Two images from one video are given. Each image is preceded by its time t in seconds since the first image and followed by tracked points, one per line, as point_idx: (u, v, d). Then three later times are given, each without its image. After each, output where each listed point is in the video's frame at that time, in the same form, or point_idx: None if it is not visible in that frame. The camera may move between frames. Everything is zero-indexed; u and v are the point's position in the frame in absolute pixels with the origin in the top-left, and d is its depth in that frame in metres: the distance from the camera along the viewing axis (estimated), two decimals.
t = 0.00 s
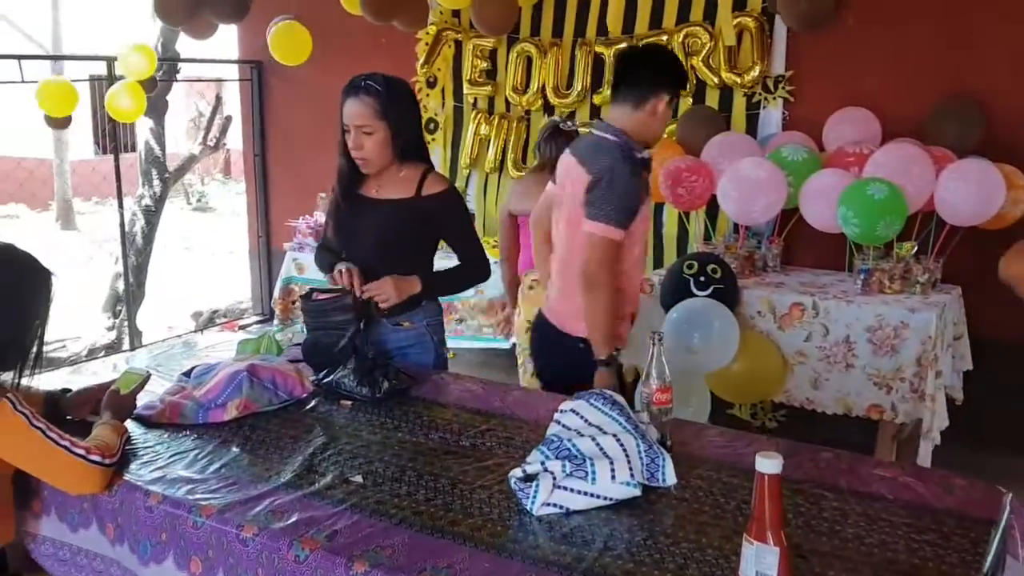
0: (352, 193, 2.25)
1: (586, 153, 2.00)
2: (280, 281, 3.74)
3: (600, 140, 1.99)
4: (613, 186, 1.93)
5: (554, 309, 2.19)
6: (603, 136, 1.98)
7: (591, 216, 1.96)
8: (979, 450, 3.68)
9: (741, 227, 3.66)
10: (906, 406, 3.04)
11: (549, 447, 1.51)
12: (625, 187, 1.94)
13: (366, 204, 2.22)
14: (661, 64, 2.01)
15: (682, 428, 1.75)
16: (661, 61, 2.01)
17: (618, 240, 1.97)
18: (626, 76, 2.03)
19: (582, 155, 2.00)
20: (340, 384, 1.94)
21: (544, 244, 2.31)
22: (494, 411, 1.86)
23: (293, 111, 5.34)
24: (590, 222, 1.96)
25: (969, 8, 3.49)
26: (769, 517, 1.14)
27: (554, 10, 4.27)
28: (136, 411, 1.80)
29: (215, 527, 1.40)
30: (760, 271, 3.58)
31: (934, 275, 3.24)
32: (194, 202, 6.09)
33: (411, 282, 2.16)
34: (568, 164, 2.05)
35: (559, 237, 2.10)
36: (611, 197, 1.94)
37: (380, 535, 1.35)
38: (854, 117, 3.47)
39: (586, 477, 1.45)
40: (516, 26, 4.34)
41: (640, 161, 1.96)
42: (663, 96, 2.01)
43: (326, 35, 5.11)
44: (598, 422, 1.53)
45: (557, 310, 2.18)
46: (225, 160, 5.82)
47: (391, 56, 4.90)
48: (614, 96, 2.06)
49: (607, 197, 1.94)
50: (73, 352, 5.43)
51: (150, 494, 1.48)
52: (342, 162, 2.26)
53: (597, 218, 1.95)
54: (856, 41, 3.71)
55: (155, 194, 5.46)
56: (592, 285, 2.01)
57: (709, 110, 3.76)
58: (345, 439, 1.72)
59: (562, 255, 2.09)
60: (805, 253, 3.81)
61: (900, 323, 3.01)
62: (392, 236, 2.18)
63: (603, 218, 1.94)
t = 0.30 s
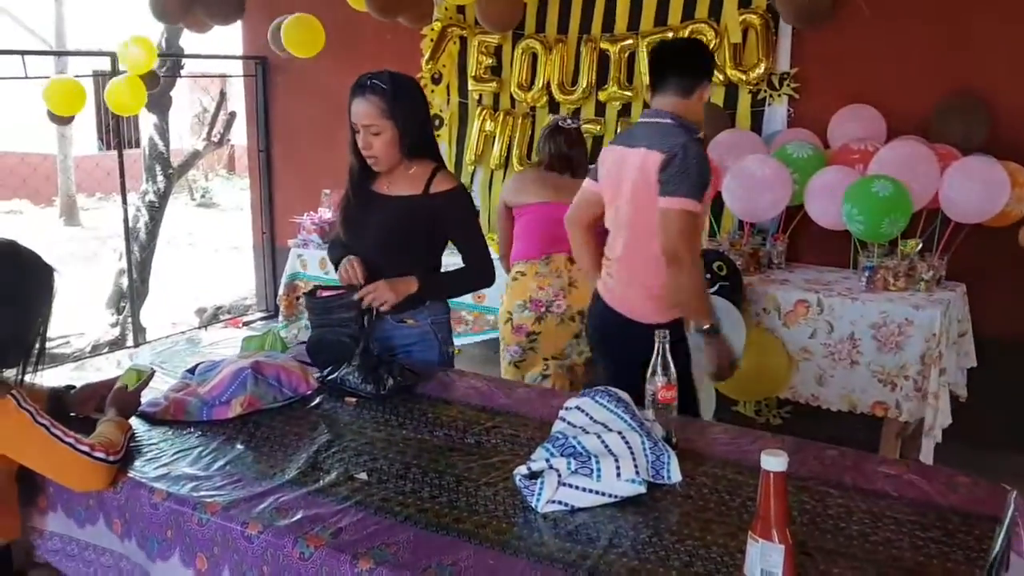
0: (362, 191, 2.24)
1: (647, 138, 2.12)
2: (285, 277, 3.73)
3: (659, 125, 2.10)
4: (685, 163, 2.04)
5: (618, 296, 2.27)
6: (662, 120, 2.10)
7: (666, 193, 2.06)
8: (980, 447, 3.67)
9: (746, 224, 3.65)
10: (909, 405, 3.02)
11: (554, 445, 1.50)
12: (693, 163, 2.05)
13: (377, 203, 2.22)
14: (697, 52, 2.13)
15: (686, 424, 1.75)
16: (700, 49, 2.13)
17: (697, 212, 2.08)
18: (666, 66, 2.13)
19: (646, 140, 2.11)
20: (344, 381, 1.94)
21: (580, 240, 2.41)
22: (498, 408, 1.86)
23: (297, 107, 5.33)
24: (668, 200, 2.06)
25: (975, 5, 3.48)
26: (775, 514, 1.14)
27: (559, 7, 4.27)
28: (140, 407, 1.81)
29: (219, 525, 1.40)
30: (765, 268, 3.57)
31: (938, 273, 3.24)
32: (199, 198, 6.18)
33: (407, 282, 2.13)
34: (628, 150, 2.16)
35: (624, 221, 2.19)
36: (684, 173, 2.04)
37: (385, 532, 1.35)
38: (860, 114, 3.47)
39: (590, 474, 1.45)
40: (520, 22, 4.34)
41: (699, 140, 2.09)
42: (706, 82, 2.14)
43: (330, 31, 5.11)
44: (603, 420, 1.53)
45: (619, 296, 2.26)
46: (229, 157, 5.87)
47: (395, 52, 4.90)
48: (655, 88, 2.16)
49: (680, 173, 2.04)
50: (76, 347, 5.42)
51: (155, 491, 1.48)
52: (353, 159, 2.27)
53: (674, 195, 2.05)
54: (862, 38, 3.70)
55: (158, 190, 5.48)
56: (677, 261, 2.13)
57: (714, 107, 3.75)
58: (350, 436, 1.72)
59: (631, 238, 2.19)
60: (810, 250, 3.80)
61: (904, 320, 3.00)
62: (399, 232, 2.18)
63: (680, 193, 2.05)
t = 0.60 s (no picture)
0: (355, 188, 2.24)
1: (706, 139, 2.12)
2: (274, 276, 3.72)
3: (717, 126, 2.11)
4: (750, 165, 2.06)
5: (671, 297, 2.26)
6: (721, 121, 2.10)
7: (734, 196, 2.07)
8: (968, 438, 3.69)
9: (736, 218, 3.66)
10: (897, 398, 3.03)
11: (541, 439, 1.50)
12: (757, 165, 2.07)
13: (373, 200, 2.20)
14: (746, 49, 2.13)
15: (674, 418, 1.75)
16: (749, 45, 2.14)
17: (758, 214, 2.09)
18: (716, 65, 2.13)
19: (706, 142, 2.12)
20: (332, 379, 1.94)
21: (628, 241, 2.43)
22: (486, 404, 1.86)
23: (286, 105, 5.32)
24: (734, 203, 2.07)
25: None
26: (758, 506, 1.14)
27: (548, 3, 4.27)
28: (127, 408, 1.80)
29: (206, 524, 1.39)
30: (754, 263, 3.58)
31: (926, 266, 3.25)
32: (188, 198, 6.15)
33: (394, 291, 2.09)
34: (685, 153, 2.16)
35: (681, 223, 2.20)
36: (750, 176, 2.06)
37: (372, 529, 1.35)
38: (847, 108, 3.48)
39: (578, 468, 1.45)
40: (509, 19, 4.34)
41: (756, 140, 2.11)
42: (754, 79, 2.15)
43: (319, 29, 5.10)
44: (590, 415, 1.53)
45: (670, 298, 2.26)
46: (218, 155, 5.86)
47: (384, 49, 4.89)
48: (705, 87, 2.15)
49: (748, 175, 2.06)
50: (65, 349, 5.43)
51: (140, 490, 1.48)
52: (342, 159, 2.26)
53: (741, 198, 2.06)
54: (850, 32, 3.71)
55: (146, 190, 5.47)
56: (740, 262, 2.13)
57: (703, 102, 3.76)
58: (337, 433, 1.72)
59: (689, 240, 2.19)
60: (799, 243, 3.81)
61: (893, 312, 3.01)
62: (388, 230, 2.18)
63: (748, 196, 2.06)
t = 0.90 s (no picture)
0: (299, 188, 2.23)
1: (722, 134, 2.14)
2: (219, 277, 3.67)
3: (731, 120, 2.13)
4: (768, 162, 2.08)
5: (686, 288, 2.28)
6: (734, 115, 2.13)
7: (752, 194, 2.09)
8: (913, 426, 3.76)
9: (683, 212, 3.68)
10: (840, 387, 3.08)
11: (479, 435, 1.49)
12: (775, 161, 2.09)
13: (315, 198, 2.20)
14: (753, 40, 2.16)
15: (615, 411, 1.76)
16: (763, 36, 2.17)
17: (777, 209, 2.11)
18: (731, 56, 2.16)
19: (721, 137, 2.13)
20: (270, 380, 1.93)
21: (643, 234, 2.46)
22: (428, 401, 1.85)
23: (230, 103, 5.26)
24: (753, 199, 2.09)
25: None
26: (688, 489, 1.15)
27: None
28: (59, 413, 1.77)
29: (136, 529, 1.37)
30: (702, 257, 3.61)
31: (868, 257, 3.31)
32: (135, 200, 5.88)
33: (323, 283, 2.09)
34: (700, 146, 2.18)
35: (698, 217, 2.22)
36: (768, 171, 2.08)
37: (305, 530, 1.34)
38: (789, 103, 3.52)
39: (514, 463, 1.45)
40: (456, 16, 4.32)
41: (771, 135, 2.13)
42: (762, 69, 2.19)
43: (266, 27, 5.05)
44: (527, 410, 1.53)
45: (684, 290, 2.28)
46: (167, 155, 5.70)
47: (332, 48, 4.85)
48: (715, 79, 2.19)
49: (766, 172, 2.08)
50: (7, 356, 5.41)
51: (70, 496, 1.45)
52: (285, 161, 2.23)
53: (762, 194, 2.08)
54: (792, 28, 3.76)
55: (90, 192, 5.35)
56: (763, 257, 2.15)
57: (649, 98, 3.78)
58: (275, 435, 1.70)
59: (704, 234, 2.22)
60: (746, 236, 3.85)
61: (836, 303, 3.05)
62: (329, 229, 2.16)
63: (767, 192, 2.08)
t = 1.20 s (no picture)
0: (195, 183, 2.14)
1: (672, 135, 2.15)
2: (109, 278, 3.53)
3: (680, 121, 2.14)
4: (717, 161, 2.10)
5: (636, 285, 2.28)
6: (683, 117, 2.14)
7: (702, 192, 2.10)
8: (811, 418, 3.88)
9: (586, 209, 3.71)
10: (738, 381, 3.15)
11: (368, 437, 1.47)
12: (723, 160, 2.11)
13: (208, 193, 2.11)
14: (702, 42, 2.17)
15: (510, 409, 1.75)
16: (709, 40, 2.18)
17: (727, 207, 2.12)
18: (675, 60, 2.17)
19: (671, 138, 2.14)
20: (155, 384, 1.86)
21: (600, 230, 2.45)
22: (321, 404, 1.81)
23: (134, 98, 5.13)
24: (704, 198, 2.09)
25: None
26: (573, 475, 1.15)
27: None
28: None
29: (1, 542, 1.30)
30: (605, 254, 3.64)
31: (764, 254, 3.38)
32: (27, 198, 5.26)
33: (217, 285, 2.01)
34: (651, 147, 2.18)
35: (651, 216, 2.22)
36: (717, 171, 2.10)
37: (184, 538, 1.29)
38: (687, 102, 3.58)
39: (404, 465, 1.43)
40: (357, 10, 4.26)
41: (719, 136, 2.15)
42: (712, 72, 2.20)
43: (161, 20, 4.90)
44: (419, 410, 1.51)
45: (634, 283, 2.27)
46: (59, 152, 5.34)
47: (231, 41, 4.74)
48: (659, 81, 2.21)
49: (716, 171, 2.09)
50: None
51: None
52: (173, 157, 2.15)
53: (713, 193, 2.09)
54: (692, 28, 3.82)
55: None
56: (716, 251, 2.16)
57: (552, 95, 3.80)
58: (157, 441, 1.64)
59: (657, 233, 2.22)
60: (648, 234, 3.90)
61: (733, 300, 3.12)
62: (219, 227, 2.09)
63: (718, 191, 2.09)
